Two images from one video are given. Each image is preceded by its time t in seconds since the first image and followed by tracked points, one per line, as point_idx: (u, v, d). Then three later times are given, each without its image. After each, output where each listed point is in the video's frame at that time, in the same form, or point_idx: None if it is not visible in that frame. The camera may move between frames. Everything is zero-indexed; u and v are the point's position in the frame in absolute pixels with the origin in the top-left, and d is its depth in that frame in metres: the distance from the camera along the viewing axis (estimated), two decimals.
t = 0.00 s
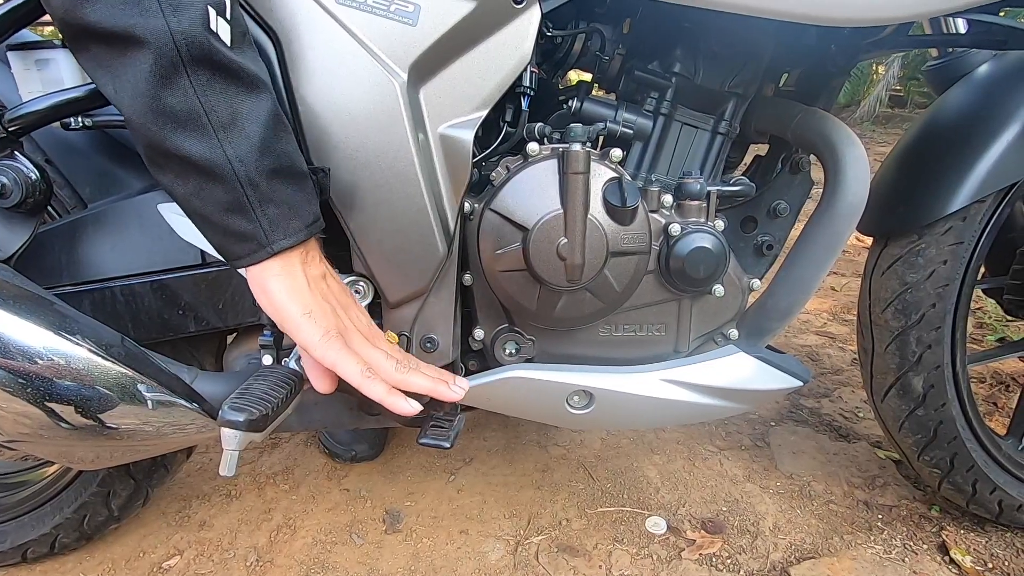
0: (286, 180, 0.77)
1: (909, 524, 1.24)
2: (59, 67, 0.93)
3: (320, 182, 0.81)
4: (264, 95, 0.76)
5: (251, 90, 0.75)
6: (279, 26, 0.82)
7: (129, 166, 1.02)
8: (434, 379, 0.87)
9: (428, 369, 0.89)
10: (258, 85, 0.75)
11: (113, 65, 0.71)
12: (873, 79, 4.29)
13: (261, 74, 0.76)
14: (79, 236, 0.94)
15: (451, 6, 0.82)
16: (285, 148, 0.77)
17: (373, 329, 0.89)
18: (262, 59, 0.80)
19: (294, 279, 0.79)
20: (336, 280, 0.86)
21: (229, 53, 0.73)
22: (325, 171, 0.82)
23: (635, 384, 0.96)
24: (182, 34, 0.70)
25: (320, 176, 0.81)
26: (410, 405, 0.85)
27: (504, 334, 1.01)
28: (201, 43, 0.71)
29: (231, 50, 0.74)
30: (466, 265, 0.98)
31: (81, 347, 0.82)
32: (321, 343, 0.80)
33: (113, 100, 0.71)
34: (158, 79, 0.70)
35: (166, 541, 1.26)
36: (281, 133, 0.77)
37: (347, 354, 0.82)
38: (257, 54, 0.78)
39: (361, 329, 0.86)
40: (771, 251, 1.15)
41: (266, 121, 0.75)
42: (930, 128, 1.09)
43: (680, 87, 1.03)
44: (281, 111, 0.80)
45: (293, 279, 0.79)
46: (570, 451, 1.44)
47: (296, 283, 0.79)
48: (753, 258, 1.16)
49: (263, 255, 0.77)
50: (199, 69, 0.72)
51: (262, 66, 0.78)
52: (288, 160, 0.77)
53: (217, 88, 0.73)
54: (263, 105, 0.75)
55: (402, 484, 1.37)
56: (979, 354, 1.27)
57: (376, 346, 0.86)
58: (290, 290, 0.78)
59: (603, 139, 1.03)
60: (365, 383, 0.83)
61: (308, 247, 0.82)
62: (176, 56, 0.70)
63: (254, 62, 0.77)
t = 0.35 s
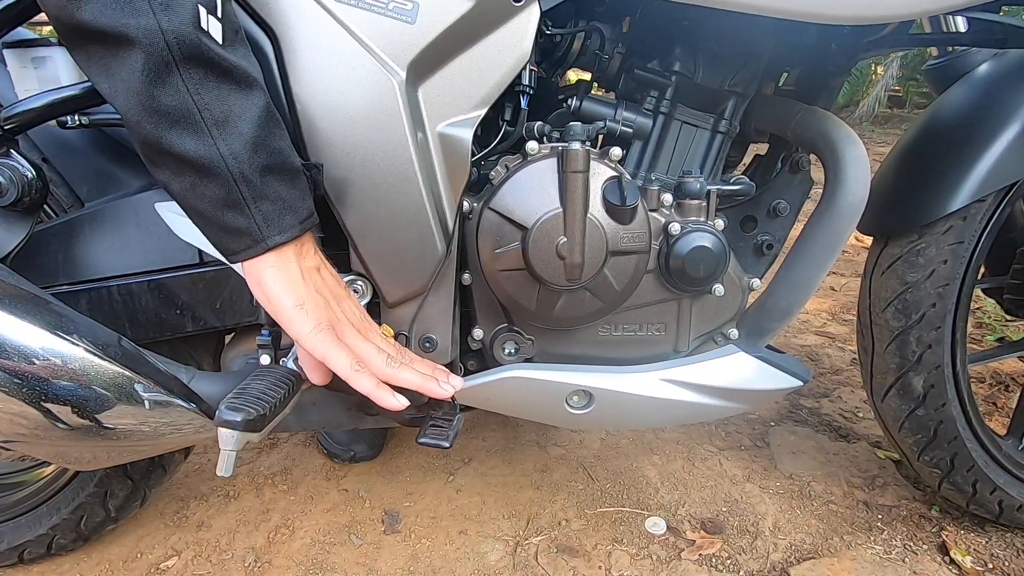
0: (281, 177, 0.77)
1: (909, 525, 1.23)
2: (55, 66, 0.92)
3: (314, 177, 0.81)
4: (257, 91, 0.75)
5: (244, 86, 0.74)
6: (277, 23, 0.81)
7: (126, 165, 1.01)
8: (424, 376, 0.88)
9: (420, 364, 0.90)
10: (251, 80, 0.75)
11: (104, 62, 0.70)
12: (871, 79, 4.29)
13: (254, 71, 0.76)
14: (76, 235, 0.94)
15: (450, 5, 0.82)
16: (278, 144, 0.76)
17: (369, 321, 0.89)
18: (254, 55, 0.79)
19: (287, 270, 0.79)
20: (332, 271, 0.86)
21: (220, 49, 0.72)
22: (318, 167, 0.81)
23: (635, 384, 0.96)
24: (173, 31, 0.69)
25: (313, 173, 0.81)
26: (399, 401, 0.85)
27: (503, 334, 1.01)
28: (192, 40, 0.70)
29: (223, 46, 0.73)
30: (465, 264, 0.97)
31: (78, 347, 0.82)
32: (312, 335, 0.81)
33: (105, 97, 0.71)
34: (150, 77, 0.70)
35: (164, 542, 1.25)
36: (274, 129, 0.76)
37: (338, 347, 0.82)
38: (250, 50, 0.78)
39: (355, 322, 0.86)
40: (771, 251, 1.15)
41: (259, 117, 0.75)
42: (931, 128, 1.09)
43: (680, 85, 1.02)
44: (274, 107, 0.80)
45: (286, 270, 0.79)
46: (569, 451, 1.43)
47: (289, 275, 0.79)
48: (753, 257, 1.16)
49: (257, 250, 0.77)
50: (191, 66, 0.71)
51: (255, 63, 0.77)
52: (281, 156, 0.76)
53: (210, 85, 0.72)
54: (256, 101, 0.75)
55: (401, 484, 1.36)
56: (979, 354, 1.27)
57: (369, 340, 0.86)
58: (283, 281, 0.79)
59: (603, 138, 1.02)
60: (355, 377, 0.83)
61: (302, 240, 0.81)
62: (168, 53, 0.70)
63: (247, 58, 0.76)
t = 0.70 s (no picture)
0: (284, 174, 0.77)
1: (908, 525, 1.24)
2: (56, 67, 0.93)
3: (317, 176, 0.82)
4: (261, 88, 0.76)
5: (248, 83, 0.75)
6: (279, 23, 0.82)
7: (127, 166, 1.01)
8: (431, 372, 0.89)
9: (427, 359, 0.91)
10: (255, 78, 0.75)
11: (109, 59, 0.70)
12: (871, 80, 4.29)
13: (258, 68, 0.76)
14: (77, 236, 0.94)
15: (450, 6, 0.82)
16: (282, 142, 0.76)
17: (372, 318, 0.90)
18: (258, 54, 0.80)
19: (297, 269, 0.79)
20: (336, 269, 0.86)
21: (225, 46, 0.73)
22: (322, 165, 0.82)
23: (635, 384, 0.96)
24: (179, 28, 0.69)
25: (318, 171, 0.82)
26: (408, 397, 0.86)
27: (503, 334, 1.01)
28: (197, 36, 0.70)
29: (228, 42, 0.73)
30: (465, 265, 0.98)
31: (79, 347, 0.82)
32: (322, 333, 0.81)
33: (109, 94, 0.71)
34: (155, 74, 0.70)
35: (164, 542, 1.25)
36: (277, 126, 0.77)
37: (349, 345, 0.83)
38: (254, 48, 0.78)
39: (362, 319, 0.87)
40: (770, 252, 1.15)
41: (263, 115, 0.75)
42: (930, 128, 1.09)
43: (679, 86, 1.03)
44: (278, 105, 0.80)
45: (295, 269, 0.79)
46: (569, 451, 1.44)
47: (299, 273, 0.79)
48: (752, 258, 1.16)
49: (261, 250, 0.77)
50: (196, 63, 0.71)
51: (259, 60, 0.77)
52: (285, 154, 0.77)
53: (214, 82, 0.72)
54: (260, 98, 0.75)
55: (401, 484, 1.37)
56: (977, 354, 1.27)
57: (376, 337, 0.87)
58: (294, 280, 0.79)
59: (603, 139, 1.03)
60: (365, 374, 0.84)
61: (307, 239, 0.81)
62: (172, 49, 0.70)
63: (251, 56, 0.76)
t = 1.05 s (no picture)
0: (290, 180, 0.77)
1: (906, 526, 1.24)
2: (59, 71, 0.93)
3: (326, 180, 0.82)
4: (270, 95, 0.76)
5: (256, 91, 0.75)
6: (281, 28, 0.82)
7: (129, 169, 1.02)
8: (405, 407, 0.82)
9: (416, 392, 0.83)
10: (263, 86, 0.76)
11: (127, 69, 0.73)
12: (870, 81, 4.31)
13: (268, 75, 0.77)
14: (79, 239, 0.95)
15: (449, 11, 0.83)
16: (288, 148, 0.77)
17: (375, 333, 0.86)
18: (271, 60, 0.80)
19: (278, 274, 0.79)
20: (345, 276, 0.85)
21: (234, 55, 0.73)
22: (330, 170, 0.82)
23: (634, 386, 0.97)
24: (187, 38, 0.71)
25: (326, 176, 0.82)
26: (362, 432, 0.80)
27: (502, 336, 1.02)
28: (205, 46, 0.71)
29: (238, 51, 0.74)
30: (465, 267, 0.98)
31: (80, 349, 0.82)
32: (295, 342, 0.81)
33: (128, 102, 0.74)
34: (166, 83, 0.72)
35: (165, 543, 1.26)
36: (285, 133, 0.77)
37: (318, 359, 0.82)
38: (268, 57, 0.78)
39: (353, 335, 0.84)
40: (768, 254, 1.16)
41: (271, 122, 0.76)
42: (926, 132, 1.10)
43: (678, 90, 1.03)
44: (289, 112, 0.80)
45: (279, 274, 0.79)
46: (569, 452, 1.44)
47: (281, 280, 0.79)
48: (751, 260, 1.17)
49: (263, 253, 0.78)
50: (205, 72, 0.73)
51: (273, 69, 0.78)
52: (291, 160, 0.77)
53: (222, 91, 0.74)
54: (267, 105, 0.76)
55: (401, 485, 1.37)
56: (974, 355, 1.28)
57: (362, 355, 0.84)
58: (272, 286, 0.79)
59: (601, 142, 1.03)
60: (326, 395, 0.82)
61: (324, 235, 0.82)
62: (182, 59, 0.71)
63: (263, 64, 0.77)
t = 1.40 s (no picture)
0: (316, 183, 0.77)
1: (904, 527, 1.24)
2: (58, 72, 0.93)
3: (347, 182, 0.82)
4: (294, 100, 0.76)
5: (282, 96, 0.75)
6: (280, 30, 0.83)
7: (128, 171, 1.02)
8: (452, 381, 0.87)
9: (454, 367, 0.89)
10: (288, 92, 0.76)
11: (154, 77, 0.73)
12: (869, 83, 4.31)
13: (292, 82, 0.77)
14: (76, 240, 0.95)
15: (447, 13, 0.83)
16: (314, 153, 0.77)
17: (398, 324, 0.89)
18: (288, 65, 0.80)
19: (319, 280, 0.79)
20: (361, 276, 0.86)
21: (261, 62, 0.74)
22: (352, 172, 0.83)
23: (631, 387, 0.97)
24: (217, 45, 0.71)
25: (348, 177, 0.82)
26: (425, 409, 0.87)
27: (500, 337, 1.02)
28: (234, 53, 0.72)
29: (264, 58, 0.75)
30: (463, 268, 0.99)
31: (78, 351, 0.83)
32: (344, 342, 0.82)
33: (155, 110, 0.73)
34: (194, 90, 0.72)
35: (163, 545, 1.26)
36: (310, 137, 0.77)
37: (369, 355, 0.83)
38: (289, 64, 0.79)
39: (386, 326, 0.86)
40: (765, 255, 1.16)
41: (296, 126, 0.76)
42: (924, 133, 1.10)
43: (676, 92, 1.03)
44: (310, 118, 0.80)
45: (318, 279, 0.79)
46: (567, 454, 1.44)
47: (321, 284, 0.80)
48: (749, 261, 1.17)
49: (293, 255, 0.77)
50: (234, 78, 0.73)
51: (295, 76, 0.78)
52: (317, 164, 0.77)
53: (250, 97, 0.74)
54: (293, 110, 0.76)
55: (400, 487, 1.37)
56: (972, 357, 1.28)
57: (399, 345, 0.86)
58: (314, 292, 0.79)
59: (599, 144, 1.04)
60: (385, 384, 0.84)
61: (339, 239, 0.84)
62: (211, 66, 0.71)
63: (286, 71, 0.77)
